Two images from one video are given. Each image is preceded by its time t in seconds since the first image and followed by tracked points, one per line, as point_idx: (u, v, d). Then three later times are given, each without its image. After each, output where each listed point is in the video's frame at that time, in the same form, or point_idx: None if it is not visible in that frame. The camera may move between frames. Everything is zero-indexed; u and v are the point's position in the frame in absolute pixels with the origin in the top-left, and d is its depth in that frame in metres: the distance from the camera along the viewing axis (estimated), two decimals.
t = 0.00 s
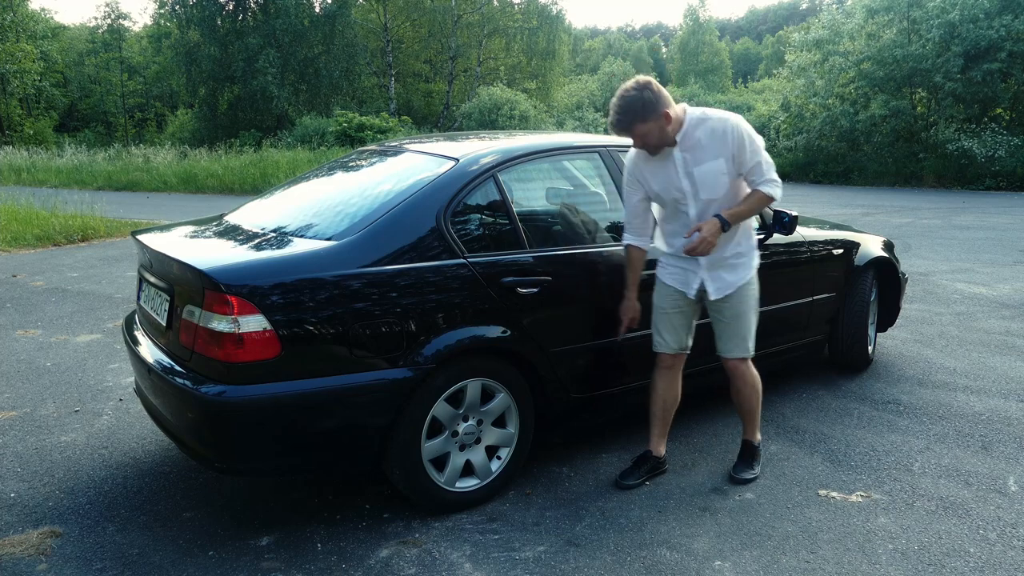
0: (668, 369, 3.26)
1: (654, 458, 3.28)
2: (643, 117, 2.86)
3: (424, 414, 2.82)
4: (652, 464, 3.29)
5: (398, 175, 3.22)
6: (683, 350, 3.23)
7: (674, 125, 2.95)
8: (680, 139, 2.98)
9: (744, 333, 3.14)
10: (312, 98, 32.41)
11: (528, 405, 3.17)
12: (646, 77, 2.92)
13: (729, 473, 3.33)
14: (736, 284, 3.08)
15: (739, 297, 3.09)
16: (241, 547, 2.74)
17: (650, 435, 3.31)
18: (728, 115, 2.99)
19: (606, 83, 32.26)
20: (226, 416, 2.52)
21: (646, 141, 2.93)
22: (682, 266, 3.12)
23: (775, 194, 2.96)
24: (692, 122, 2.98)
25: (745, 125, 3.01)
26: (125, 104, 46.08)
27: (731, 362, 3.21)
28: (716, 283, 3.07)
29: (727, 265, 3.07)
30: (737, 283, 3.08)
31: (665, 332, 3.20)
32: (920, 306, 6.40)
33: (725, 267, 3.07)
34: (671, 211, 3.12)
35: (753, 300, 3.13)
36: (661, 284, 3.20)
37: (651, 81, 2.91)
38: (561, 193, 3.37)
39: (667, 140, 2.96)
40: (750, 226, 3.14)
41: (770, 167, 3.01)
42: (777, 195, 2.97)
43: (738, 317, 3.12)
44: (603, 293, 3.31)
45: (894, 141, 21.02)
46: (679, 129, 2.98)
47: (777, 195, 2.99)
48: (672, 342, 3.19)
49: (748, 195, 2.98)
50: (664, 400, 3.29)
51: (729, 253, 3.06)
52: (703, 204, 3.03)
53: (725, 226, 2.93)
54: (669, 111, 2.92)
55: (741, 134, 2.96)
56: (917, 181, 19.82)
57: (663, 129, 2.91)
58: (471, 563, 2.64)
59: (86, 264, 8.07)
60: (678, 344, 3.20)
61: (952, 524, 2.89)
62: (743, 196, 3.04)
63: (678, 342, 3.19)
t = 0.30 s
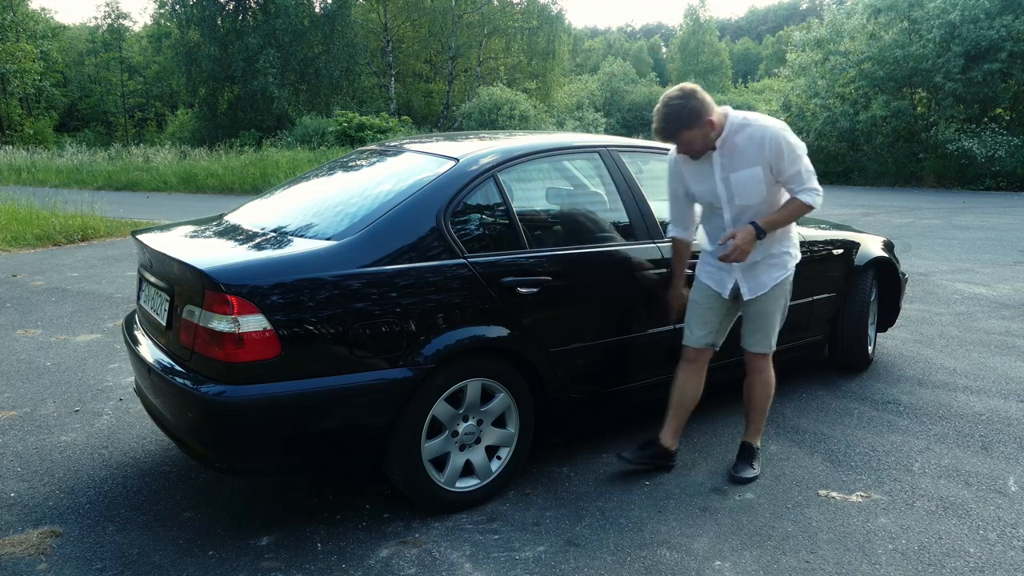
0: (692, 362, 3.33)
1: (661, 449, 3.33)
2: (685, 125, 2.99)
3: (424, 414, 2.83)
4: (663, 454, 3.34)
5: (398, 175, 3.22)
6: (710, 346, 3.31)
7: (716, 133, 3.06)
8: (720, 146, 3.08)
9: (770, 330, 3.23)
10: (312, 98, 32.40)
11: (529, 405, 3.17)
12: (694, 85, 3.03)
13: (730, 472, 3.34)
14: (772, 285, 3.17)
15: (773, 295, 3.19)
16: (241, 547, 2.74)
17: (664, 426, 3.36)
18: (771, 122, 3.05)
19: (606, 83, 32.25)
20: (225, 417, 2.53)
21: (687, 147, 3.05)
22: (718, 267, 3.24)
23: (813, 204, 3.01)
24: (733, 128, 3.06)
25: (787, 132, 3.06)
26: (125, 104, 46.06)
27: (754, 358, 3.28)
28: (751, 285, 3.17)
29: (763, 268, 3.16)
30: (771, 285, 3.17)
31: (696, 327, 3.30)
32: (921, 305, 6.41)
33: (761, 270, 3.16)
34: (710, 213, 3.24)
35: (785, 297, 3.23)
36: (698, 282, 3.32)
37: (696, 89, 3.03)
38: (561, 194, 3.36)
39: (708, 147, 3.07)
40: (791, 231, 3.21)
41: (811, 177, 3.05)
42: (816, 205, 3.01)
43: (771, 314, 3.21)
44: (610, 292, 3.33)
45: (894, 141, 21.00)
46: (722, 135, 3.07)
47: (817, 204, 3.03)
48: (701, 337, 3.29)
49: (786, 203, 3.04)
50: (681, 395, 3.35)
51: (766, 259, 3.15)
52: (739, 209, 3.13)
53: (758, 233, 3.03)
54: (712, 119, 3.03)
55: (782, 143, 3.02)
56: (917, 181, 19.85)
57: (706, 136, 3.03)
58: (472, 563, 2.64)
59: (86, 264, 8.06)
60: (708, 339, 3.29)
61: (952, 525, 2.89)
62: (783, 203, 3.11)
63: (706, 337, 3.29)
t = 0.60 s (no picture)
0: (725, 354, 3.55)
1: (723, 424, 3.67)
2: (710, 118, 3.04)
3: (424, 414, 2.83)
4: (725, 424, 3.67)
5: (398, 175, 3.22)
6: (733, 340, 3.48)
7: (740, 130, 3.10)
8: (741, 142, 3.13)
9: (779, 329, 3.28)
10: (312, 98, 32.40)
11: (529, 405, 3.16)
12: (728, 74, 3.06)
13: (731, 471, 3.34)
14: (774, 288, 3.24)
15: (779, 297, 3.25)
16: (241, 547, 2.74)
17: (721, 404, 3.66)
18: (796, 127, 3.07)
19: (606, 83, 32.24)
20: (225, 416, 2.52)
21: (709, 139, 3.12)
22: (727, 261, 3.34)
23: (823, 214, 3.05)
24: (758, 125, 3.10)
25: (810, 141, 3.07)
26: (125, 104, 46.05)
27: (763, 354, 3.33)
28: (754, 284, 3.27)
29: (769, 269, 3.24)
30: (774, 287, 3.24)
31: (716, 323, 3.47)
32: (920, 305, 6.41)
33: (765, 270, 3.23)
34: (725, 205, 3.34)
35: (795, 296, 3.29)
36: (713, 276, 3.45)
37: (731, 78, 3.06)
38: (561, 194, 3.36)
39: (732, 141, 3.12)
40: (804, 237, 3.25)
41: (826, 188, 3.07)
42: (826, 216, 3.05)
43: (779, 314, 3.27)
44: (612, 291, 3.34)
45: (894, 141, 21.00)
46: (746, 131, 3.11)
47: (827, 215, 3.06)
48: (722, 333, 3.47)
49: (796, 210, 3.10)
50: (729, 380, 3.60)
51: (772, 259, 3.22)
52: (751, 207, 3.21)
53: (763, 236, 3.08)
54: (740, 115, 3.07)
55: (802, 149, 3.03)
56: (917, 181, 19.86)
57: (730, 131, 3.09)
58: (472, 563, 2.64)
59: (86, 264, 8.06)
60: (731, 334, 3.46)
61: (953, 525, 2.89)
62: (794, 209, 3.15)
63: (728, 333, 3.46)
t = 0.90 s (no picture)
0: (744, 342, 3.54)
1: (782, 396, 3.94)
2: (729, 107, 3.02)
3: (424, 414, 2.82)
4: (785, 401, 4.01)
5: (398, 175, 3.22)
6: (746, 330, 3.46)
7: (756, 126, 3.08)
8: (752, 138, 3.12)
9: (777, 330, 3.28)
10: (312, 98, 32.39)
11: (528, 405, 3.17)
12: (755, 66, 3.03)
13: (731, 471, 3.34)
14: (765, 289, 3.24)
15: (776, 298, 3.24)
16: (241, 547, 2.74)
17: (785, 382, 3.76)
18: (807, 133, 3.07)
19: (606, 83, 32.23)
20: (225, 416, 2.52)
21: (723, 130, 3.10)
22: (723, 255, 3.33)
23: (821, 223, 3.05)
24: (772, 124, 3.09)
25: (819, 150, 3.07)
26: (124, 104, 46.04)
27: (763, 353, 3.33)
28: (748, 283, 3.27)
29: (763, 269, 3.24)
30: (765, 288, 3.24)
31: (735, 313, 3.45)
32: (920, 305, 6.41)
33: (759, 270, 3.23)
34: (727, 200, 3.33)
35: (792, 298, 3.27)
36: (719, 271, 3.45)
37: (756, 71, 3.04)
38: (561, 194, 3.36)
39: (746, 134, 3.10)
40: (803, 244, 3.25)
41: (828, 198, 3.08)
42: (825, 226, 3.06)
43: (776, 315, 3.26)
44: (613, 291, 3.34)
45: (894, 141, 21.00)
46: (760, 128, 3.10)
47: (824, 226, 3.07)
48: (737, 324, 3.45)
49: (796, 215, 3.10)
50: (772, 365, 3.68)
51: (768, 260, 3.21)
52: (752, 204, 3.21)
53: (758, 237, 3.08)
54: (758, 110, 3.06)
55: (810, 156, 3.03)
56: (917, 181, 19.86)
57: (746, 125, 3.07)
58: (471, 563, 2.64)
59: (86, 264, 8.06)
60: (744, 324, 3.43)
61: (952, 525, 2.89)
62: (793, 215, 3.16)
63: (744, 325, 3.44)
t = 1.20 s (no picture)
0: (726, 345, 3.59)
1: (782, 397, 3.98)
2: (744, 95, 3.02)
3: (424, 414, 2.82)
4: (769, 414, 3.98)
5: (398, 175, 3.22)
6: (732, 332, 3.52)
7: (767, 120, 3.08)
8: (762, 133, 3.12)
9: (769, 330, 3.28)
10: (312, 98, 32.38)
11: (528, 405, 3.17)
12: (776, 57, 3.03)
13: (730, 471, 3.34)
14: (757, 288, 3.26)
15: (770, 297, 3.25)
16: (241, 547, 2.74)
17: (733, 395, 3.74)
18: (816, 135, 3.07)
19: (606, 83, 32.23)
20: (225, 416, 2.52)
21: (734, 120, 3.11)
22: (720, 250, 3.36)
23: (819, 227, 3.04)
24: (783, 122, 3.09)
25: (825, 155, 3.07)
26: (124, 104, 46.04)
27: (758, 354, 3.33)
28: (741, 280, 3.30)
29: (758, 268, 3.25)
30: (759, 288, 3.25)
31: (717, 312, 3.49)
32: (920, 305, 6.41)
33: (754, 269, 3.25)
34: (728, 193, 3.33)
35: (786, 300, 3.28)
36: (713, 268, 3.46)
37: (775, 64, 3.04)
38: (562, 194, 3.36)
39: (757, 126, 3.09)
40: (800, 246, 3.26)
41: (828, 203, 3.07)
42: (822, 231, 3.05)
43: (770, 315, 3.27)
44: (614, 291, 3.35)
45: (894, 141, 21.00)
46: (771, 123, 3.10)
47: (823, 230, 3.06)
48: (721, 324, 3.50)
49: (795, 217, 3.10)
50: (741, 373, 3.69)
51: (763, 258, 3.23)
52: (754, 199, 3.21)
53: (756, 234, 3.08)
54: (772, 104, 3.05)
55: (815, 159, 3.04)
56: (917, 181, 19.87)
57: (758, 117, 3.06)
58: (472, 563, 2.64)
59: (86, 264, 8.06)
60: (729, 326, 3.47)
61: (953, 525, 2.89)
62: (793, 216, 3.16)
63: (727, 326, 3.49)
